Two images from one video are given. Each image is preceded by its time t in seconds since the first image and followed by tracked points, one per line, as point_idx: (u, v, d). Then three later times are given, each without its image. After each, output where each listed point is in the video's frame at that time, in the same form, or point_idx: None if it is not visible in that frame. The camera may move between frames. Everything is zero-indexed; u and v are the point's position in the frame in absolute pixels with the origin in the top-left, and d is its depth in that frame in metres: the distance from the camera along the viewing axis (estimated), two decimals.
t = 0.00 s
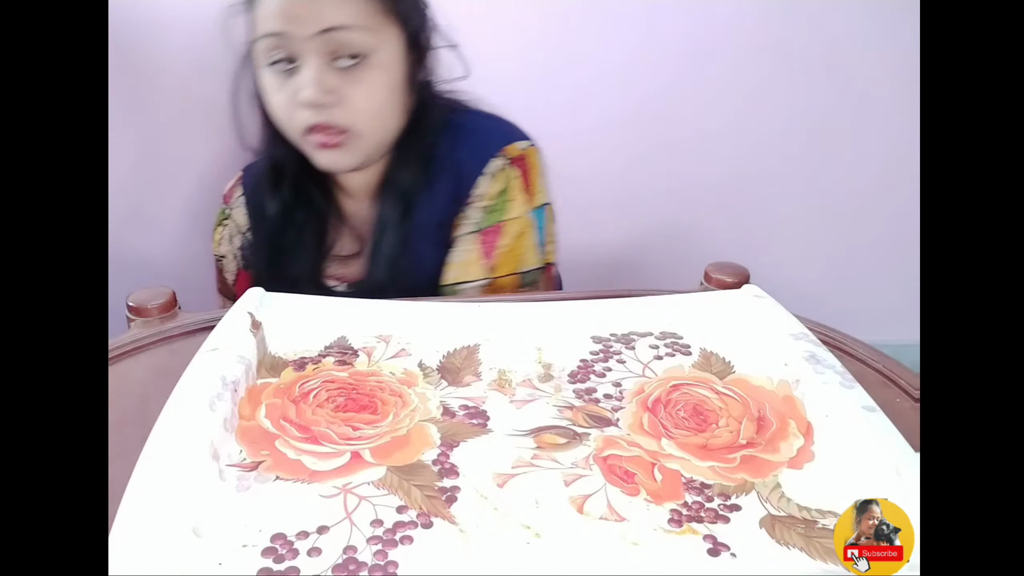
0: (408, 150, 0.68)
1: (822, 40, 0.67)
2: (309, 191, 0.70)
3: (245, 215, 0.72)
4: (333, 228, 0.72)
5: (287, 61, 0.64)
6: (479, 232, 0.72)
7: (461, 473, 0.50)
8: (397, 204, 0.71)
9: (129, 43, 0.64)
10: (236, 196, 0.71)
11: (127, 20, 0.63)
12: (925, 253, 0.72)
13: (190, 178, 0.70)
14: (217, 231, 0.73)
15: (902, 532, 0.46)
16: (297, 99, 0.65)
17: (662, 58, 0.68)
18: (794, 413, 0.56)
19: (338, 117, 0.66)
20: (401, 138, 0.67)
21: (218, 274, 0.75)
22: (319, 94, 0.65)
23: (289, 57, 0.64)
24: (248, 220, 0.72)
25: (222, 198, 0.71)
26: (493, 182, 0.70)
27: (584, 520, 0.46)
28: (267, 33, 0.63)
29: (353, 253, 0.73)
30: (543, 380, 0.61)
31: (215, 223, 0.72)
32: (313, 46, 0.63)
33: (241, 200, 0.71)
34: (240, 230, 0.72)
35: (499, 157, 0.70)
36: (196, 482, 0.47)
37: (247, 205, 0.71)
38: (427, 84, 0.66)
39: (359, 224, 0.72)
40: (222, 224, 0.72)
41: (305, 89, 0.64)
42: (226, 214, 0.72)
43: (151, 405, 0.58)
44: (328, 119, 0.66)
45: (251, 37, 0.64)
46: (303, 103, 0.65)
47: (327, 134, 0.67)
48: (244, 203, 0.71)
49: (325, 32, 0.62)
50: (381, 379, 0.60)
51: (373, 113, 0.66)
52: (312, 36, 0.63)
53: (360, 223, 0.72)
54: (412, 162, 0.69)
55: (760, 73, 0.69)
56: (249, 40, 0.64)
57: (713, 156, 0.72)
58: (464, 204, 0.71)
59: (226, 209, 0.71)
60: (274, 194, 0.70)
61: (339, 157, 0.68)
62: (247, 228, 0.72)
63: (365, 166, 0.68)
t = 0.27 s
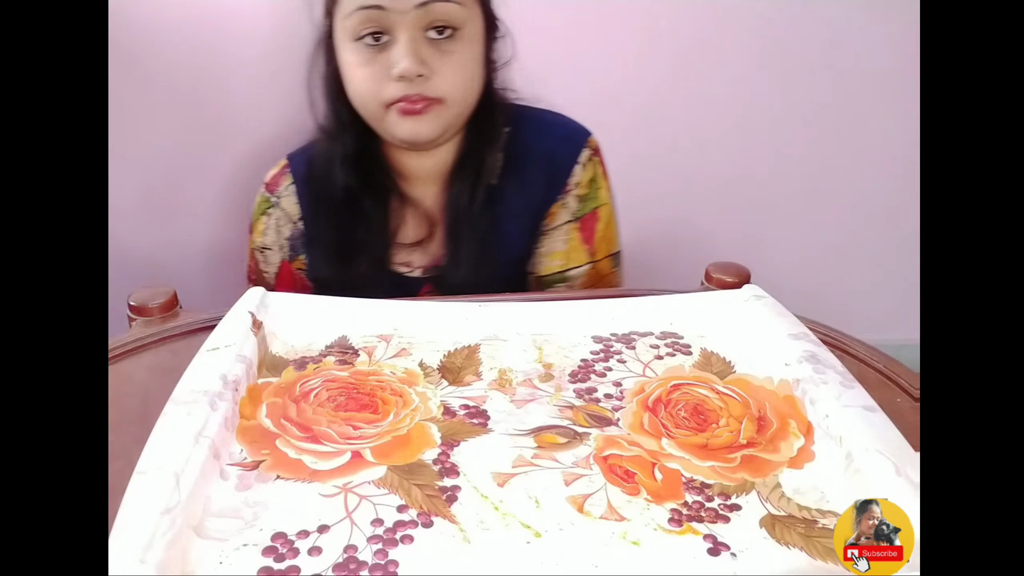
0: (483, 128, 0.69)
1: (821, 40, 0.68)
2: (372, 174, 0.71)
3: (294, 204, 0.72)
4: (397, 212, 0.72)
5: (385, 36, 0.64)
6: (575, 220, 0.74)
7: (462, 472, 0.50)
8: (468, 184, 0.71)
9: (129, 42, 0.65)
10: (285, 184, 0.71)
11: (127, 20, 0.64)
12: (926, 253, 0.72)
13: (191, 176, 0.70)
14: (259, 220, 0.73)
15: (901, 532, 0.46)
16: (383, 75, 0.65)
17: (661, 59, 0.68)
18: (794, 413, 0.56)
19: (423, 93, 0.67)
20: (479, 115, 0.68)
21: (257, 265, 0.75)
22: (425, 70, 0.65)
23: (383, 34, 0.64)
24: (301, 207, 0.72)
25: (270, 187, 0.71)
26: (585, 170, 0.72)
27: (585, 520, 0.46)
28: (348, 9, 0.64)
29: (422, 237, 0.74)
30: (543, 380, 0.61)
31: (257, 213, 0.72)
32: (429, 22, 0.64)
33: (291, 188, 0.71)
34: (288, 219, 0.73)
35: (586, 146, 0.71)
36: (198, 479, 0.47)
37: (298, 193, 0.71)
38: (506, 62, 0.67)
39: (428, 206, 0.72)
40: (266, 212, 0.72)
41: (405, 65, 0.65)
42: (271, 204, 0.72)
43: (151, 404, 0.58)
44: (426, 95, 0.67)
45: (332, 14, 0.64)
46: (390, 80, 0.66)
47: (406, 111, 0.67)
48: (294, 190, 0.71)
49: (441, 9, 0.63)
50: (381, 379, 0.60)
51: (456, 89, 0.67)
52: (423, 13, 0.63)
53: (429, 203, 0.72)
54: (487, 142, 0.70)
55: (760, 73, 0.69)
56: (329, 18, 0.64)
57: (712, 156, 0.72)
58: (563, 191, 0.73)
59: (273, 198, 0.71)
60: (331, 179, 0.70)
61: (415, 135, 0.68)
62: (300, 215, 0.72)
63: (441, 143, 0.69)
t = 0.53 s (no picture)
0: (521, 122, 0.69)
1: (821, 40, 0.68)
2: (408, 171, 0.71)
3: (331, 205, 0.72)
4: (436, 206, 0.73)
5: (424, 34, 0.64)
6: (627, 205, 0.74)
7: (462, 472, 0.50)
8: (509, 175, 0.72)
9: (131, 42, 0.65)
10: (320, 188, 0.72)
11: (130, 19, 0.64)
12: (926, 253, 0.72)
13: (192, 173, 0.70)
14: (293, 223, 0.73)
15: (902, 532, 0.46)
16: (423, 72, 0.66)
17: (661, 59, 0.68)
18: (794, 413, 0.56)
19: (463, 89, 0.67)
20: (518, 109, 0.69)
21: (284, 268, 0.75)
22: (465, 67, 0.66)
23: (422, 32, 0.64)
24: (337, 208, 0.72)
25: (305, 190, 0.71)
26: (622, 158, 0.72)
27: (585, 520, 0.46)
28: (386, 8, 0.63)
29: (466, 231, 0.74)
30: (544, 380, 0.61)
31: (290, 216, 0.73)
32: (467, 20, 0.64)
33: (325, 190, 0.72)
34: (323, 222, 0.73)
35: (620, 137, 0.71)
36: (199, 479, 0.47)
37: (332, 194, 0.72)
38: (542, 56, 0.67)
39: (468, 199, 0.73)
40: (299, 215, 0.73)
41: (445, 63, 0.65)
42: (304, 207, 0.72)
43: (151, 404, 0.58)
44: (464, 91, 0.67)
45: (369, 13, 0.64)
46: (430, 77, 0.66)
47: (446, 109, 0.67)
48: (328, 192, 0.72)
49: (480, 6, 0.64)
50: (382, 379, 0.60)
51: (495, 85, 0.67)
52: (463, 10, 0.63)
53: (471, 196, 0.72)
54: (526, 134, 0.70)
55: (760, 73, 0.69)
56: (366, 17, 0.64)
57: (713, 155, 0.72)
58: (606, 181, 0.73)
59: (307, 201, 0.72)
60: (367, 178, 0.71)
61: (455, 132, 0.69)
62: (336, 217, 0.73)
63: (480, 137, 0.70)
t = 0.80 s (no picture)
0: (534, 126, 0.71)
1: (821, 40, 0.68)
2: (418, 174, 0.72)
3: (340, 208, 0.73)
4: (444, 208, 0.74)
5: (444, 42, 0.66)
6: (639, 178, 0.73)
7: (462, 472, 0.50)
8: (518, 177, 0.74)
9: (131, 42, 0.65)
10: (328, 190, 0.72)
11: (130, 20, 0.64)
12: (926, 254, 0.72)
13: (191, 175, 0.70)
14: (302, 228, 0.73)
15: (901, 532, 0.46)
16: (441, 78, 0.67)
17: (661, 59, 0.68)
18: (794, 413, 0.56)
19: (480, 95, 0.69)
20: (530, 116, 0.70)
21: (292, 272, 0.75)
22: (482, 74, 0.68)
23: (442, 40, 0.66)
24: (347, 212, 0.73)
25: (313, 193, 0.72)
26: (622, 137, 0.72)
27: (585, 520, 0.46)
28: (405, 15, 0.65)
29: (474, 232, 0.75)
30: (544, 380, 0.61)
31: (299, 221, 0.73)
32: (487, 29, 0.66)
33: (334, 193, 0.72)
34: (333, 225, 0.73)
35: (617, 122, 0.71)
36: (199, 479, 0.47)
37: (341, 197, 0.72)
38: (553, 60, 0.68)
39: (477, 201, 0.74)
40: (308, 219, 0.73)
41: (463, 69, 0.67)
42: (312, 211, 0.73)
43: (151, 405, 0.58)
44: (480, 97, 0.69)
45: (385, 17, 0.65)
46: (448, 84, 0.68)
47: (462, 115, 0.69)
48: (338, 196, 0.72)
49: (500, 15, 0.65)
50: (382, 379, 0.60)
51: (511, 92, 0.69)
52: (483, 19, 0.65)
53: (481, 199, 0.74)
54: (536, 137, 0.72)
55: (760, 74, 0.69)
56: (382, 21, 0.65)
57: (712, 155, 0.72)
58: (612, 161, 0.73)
59: (316, 204, 0.72)
60: (378, 180, 0.72)
61: (470, 138, 0.71)
62: (347, 221, 0.73)
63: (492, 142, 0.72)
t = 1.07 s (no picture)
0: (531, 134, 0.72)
1: (821, 40, 0.67)
2: (412, 180, 0.73)
3: (332, 212, 0.74)
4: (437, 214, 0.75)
5: (447, 47, 0.67)
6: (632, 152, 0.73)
7: (462, 472, 0.50)
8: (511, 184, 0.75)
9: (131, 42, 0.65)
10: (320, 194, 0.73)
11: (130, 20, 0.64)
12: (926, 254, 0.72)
13: (191, 176, 0.70)
14: (295, 230, 0.74)
15: (901, 532, 0.46)
16: (443, 84, 0.69)
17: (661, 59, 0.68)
18: (794, 413, 0.56)
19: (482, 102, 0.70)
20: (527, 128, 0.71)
21: (285, 274, 0.76)
22: (484, 81, 0.69)
23: (445, 45, 0.67)
24: (340, 216, 0.74)
25: (307, 197, 0.73)
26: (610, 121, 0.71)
27: (585, 520, 0.46)
28: (409, 19, 0.66)
29: (464, 238, 0.77)
30: (543, 380, 0.61)
31: (292, 223, 0.74)
32: (491, 36, 0.67)
33: (327, 197, 0.73)
34: (325, 228, 0.74)
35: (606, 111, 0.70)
36: (198, 478, 0.47)
37: (334, 201, 0.73)
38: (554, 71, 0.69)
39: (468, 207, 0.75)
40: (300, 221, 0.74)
41: (465, 76, 0.68)
42: (306, 214, 0.74)
43: (150, 405, 0.58)
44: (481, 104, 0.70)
45: (389, 19, 0.66)
46: (450, 89, 0.69)
47: (463, 121, 0.71)
48: (330, 199, 0.73)
49: (504, 23, 0.66)
50: (381, 379, 0.60)
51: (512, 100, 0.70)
52: (487, 27, 0.66)
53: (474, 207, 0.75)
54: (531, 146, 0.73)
55: (760, 74, 0.68)
56: (385, 23, 0.66)
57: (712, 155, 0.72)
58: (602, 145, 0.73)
59: (309, 208, 0.73)
60: (369, 184, 0.73)
61: (469, 144, 0.72)
62: (339, 224, 0.74)
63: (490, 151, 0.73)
